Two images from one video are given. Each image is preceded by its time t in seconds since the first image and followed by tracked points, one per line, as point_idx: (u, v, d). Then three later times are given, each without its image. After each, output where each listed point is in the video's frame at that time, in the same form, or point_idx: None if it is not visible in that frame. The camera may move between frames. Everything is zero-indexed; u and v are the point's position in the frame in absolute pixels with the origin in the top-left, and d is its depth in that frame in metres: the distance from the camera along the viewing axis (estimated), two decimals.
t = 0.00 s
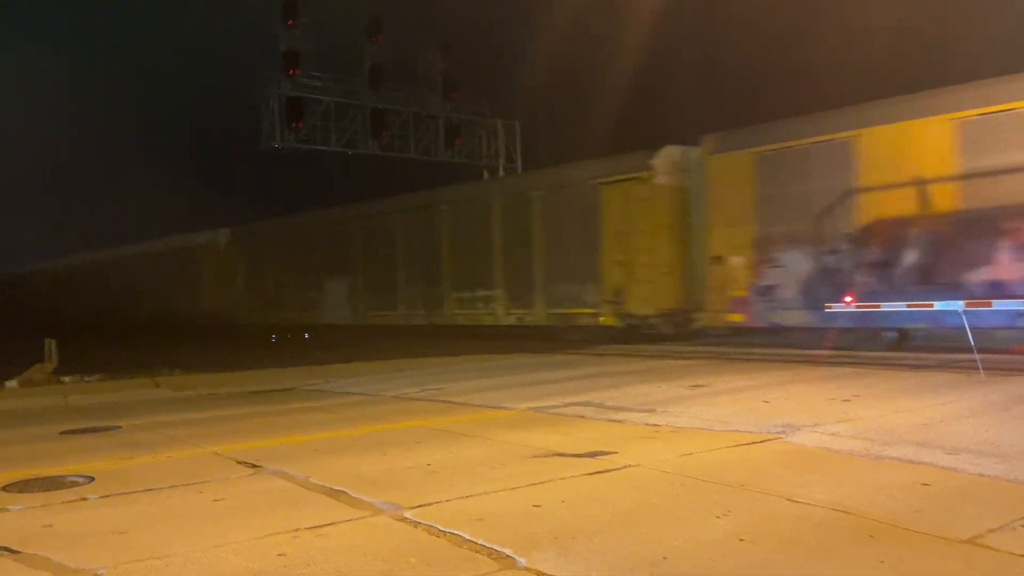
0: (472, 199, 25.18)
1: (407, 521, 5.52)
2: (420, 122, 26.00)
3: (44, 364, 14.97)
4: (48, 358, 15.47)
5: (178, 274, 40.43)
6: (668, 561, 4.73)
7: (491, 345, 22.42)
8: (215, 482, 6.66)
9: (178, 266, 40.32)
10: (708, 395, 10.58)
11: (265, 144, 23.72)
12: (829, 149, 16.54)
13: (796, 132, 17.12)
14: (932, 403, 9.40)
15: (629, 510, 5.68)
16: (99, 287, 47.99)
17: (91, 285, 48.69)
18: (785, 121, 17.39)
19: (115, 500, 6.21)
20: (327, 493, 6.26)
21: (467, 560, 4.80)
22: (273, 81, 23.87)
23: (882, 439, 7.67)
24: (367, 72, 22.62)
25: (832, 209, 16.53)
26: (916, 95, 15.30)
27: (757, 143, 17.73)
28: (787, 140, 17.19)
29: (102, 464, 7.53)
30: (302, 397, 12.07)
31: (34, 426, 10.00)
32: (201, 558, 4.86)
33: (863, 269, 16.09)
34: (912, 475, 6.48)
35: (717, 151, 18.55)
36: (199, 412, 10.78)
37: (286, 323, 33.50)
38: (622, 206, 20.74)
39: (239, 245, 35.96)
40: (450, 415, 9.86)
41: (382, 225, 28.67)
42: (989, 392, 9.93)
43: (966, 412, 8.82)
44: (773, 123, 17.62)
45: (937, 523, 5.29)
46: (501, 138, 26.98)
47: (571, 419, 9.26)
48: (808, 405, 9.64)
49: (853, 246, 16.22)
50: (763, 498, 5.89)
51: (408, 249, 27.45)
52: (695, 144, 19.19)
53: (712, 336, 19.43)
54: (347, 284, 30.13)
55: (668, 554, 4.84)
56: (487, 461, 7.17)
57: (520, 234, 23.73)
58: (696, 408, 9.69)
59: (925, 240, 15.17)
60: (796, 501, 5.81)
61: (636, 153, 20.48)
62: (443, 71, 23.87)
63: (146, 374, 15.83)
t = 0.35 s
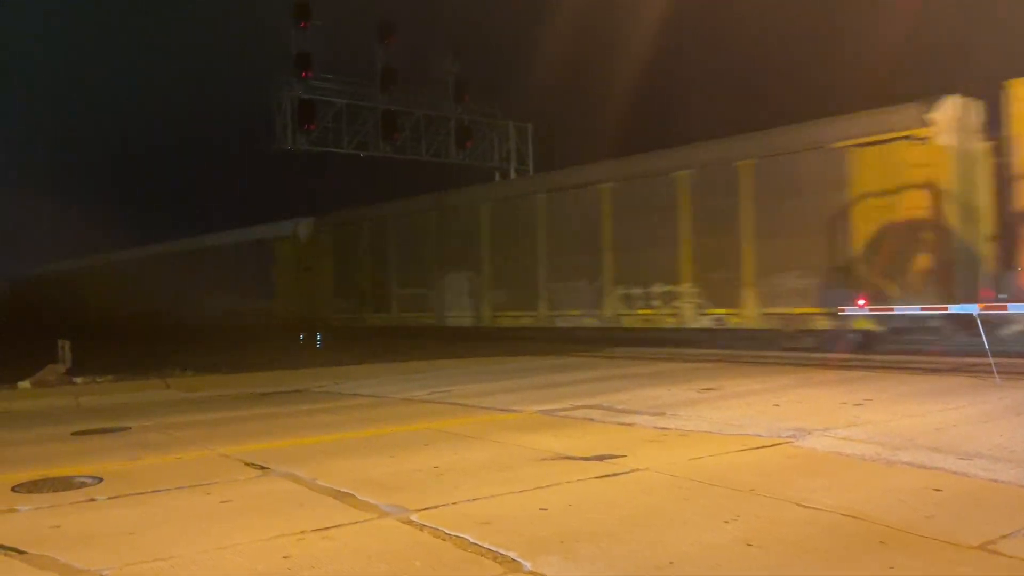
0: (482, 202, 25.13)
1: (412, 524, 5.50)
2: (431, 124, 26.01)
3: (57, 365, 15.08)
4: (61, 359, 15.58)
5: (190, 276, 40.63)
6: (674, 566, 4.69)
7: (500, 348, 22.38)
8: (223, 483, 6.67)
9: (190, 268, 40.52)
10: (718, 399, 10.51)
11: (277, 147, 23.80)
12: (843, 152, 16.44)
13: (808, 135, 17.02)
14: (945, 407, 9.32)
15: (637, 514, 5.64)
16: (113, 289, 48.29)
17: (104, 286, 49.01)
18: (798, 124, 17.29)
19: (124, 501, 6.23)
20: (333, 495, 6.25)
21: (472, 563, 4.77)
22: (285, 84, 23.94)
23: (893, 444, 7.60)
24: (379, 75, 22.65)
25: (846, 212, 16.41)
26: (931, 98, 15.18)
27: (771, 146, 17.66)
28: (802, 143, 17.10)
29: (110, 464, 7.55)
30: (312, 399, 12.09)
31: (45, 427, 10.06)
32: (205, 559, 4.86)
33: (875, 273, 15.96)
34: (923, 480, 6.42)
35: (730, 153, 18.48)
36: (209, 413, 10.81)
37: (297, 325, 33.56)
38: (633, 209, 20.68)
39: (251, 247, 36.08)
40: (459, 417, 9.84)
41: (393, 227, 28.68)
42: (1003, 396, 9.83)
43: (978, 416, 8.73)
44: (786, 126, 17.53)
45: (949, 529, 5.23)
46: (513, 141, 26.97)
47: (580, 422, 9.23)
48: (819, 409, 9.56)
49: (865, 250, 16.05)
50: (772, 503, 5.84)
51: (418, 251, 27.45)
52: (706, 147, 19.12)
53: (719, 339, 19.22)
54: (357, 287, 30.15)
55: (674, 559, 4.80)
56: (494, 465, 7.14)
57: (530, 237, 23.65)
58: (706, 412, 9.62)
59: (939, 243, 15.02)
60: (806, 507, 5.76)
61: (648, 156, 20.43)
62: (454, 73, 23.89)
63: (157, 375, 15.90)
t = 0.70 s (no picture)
0: (495, 205, 25.15)
1: (421, 526, 5.49)
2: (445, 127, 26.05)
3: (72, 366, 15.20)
4: (76, 360, 15.70)
5: (205, 278, 40.85)
6: (683, 570, 4.66)
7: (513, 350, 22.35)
8: (234, 484, 6.69)
9: (205, 270, 40.75)
10: (731, 402, 10.45)
11: (291, 149, 23.90)
12: (858, 154, 16.34)
13: (824, 137, 16.92)
14: (960, 411, 9.22)
15: (647, 518, 5.61)
16: (129, 291, 48.62)
17: (120, 288, 49.37)
18: (812, 126, 17.20)
19: (135, 502, 6.26)
20: (343, 496, 6.27)
21: (480, 566, 4.76)
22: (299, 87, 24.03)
23: (907, 448, 7.53)
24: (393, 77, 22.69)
25: (862, 214, 16.32)
26: (948, 99, 15.06)
27: (786, 148, 17.57)
28: (817, 145, 17.00)
29: (123, 465, 7.59)
30: (323, 400, 12.12)
31: (60, 427, 10.14)
32: (215, 561, 4.87)
33: (890, 276, 15.86)
34: (937, 484, 6.36)
35: (744, 155, 18.42)
36: (222, 415, 10.86)
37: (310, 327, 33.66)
38: (646, 211, 20.62)
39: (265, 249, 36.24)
40: (470, 419, 9.84)
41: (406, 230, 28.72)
42: (1019, 401, 9.72)
43: (994, 420, 8.64)
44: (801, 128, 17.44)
45: (962, 534, 5.17)
46: (526, 143, 26.98)
47: (591, 425, 9.20)
48: (833, 412, 9.49)
49: (882, 252, 15.98)
50: (783, 507, 5.80)
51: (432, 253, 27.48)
52: (720, 150, 19.08)
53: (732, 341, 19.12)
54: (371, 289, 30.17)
55: (683, 563, 4.77)
56: (504, 467, 7.13)
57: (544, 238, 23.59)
58: (718, 415, 9.57)
59: (955, 246, 14.90)
60: (818, 511, 5.70)
61: (661, 158, 20.36)
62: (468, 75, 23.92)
63: (170, 376, 15.99)
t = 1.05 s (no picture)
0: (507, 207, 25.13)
1: (433, 526, 5.50)
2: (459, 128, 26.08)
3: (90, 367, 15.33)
4: (94, 361, 15.84)
5: (221, 279, 41.09)
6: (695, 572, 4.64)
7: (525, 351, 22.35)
8: (248, 484, 6.73)
9: (221, 272, 41.00)
10: (744, 404, 10.42)
11: (306, 151, 24.00)
12: (874, 154, 16.22)
13: (840, 138, 16.79)
14: (976, 413, 9.15)
15: (659, 519, 5.60)
16: (146, 292, 48.98)
17: (138, 289, 49.75)
18: (828, 126, 17.08)
19: (149, 501, 6.30)
20: (355, 497, 6.29)
21: (490, 567, 4.76)
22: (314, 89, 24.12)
23: (923, 450, 7.47)
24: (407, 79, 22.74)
25: (878, 215, 16.19)
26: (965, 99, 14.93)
27: (801, 148, 17.47)
28: (832, 146, 16.89)
29: (138, 465, 7.64)
30: (338, 401, 12.18)
31: (77, 427, 10.24)
32: (228, 560, 4.90)
33: (906, 277, 15.73)
34: (953, 487, 6.30)
35: (759, 156, 18.34)
36: (236, 415, 10.93)
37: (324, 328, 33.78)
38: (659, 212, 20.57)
39: (280, 251, 36.40)
40: (483, 420, 9.85)
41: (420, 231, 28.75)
42: None
43: (1011, 423, 8.56)
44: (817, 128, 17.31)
45: (977, 537, 5.13)
46: (540, 145, 26.97)
47: (604, 426, 9.19)
48: (848, 414, 9.44)
49: (898, 253, 15.86)
50: (796, 510, 5.77)
51: (445, 254, 27.52)
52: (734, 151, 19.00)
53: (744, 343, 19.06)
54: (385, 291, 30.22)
55: (694, 565, 4.76)
56: (516, 468, 7.13)
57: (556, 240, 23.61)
58: (732, 417, 9.53)
59: (972, 247, 14.77)
60: (831, 514, 5.67)
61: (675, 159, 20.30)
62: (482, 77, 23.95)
63: (187, 377, 16.12)
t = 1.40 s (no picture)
0: (520, 207, 25.14)
1: (445, 525, 5.53)
2: (471, 128, 26.11)
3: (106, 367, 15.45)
4: (110, 361, 15.94)
5: (235, 280, 41.30)
6: (706, 571, 4.64)
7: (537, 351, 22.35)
8: (262, 483, 6.77)
9: (235, 273, 41.21)
10: (758, 404, 10.38)
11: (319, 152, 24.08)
12: (889, 152, 16.13)
13: (854, 136, 16.70)
14: (992, 413, 9.08)
15: (671, 519, 5.59)
16: (161, 293, 49.26)
17: (153, 290, 50.04)
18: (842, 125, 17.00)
19: (163, 500, 6.35)
20: (368, 496, 6.32)
21: (502, 566, 4.78)
22: (327, 90, 24.19)
23: (938, 450, 7.42)
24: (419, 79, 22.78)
25: (893, 213, 16.09)
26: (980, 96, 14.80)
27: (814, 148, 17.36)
28: (846, 145, 16.80)
29: (152, 464, 7.69)
30: (351, 401, 12.22)
31: (93, 427, 10.32)
32: (240, 558, 4.94)
33: (922, 276, 15.67)
34: (967, 487, 6.27)
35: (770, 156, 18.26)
36: (249, 415, 10.98)
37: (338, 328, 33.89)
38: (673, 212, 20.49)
39: (294, 252, 36.52)
40: (495, 420, 9.86)
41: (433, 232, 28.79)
42: None
43: None
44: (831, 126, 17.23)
45: (991, 537, 5.10)
46: (552, 145, 26.96)
47: (616, 426, 9.19)
48: (862, 414, 9.38)
49: (914, 251, 15.80)
50: (810, 510, 5.75)
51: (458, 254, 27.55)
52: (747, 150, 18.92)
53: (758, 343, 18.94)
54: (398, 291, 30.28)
55: (706, 565, 4.75)
56: (528, 468, 7.14)
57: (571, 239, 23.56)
58: (746, 416, 9.50)
59: (989, 246, 14.71)
60: (844, 514, 5.64)
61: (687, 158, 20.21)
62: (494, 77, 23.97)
63: (201, 377, 16.21)
